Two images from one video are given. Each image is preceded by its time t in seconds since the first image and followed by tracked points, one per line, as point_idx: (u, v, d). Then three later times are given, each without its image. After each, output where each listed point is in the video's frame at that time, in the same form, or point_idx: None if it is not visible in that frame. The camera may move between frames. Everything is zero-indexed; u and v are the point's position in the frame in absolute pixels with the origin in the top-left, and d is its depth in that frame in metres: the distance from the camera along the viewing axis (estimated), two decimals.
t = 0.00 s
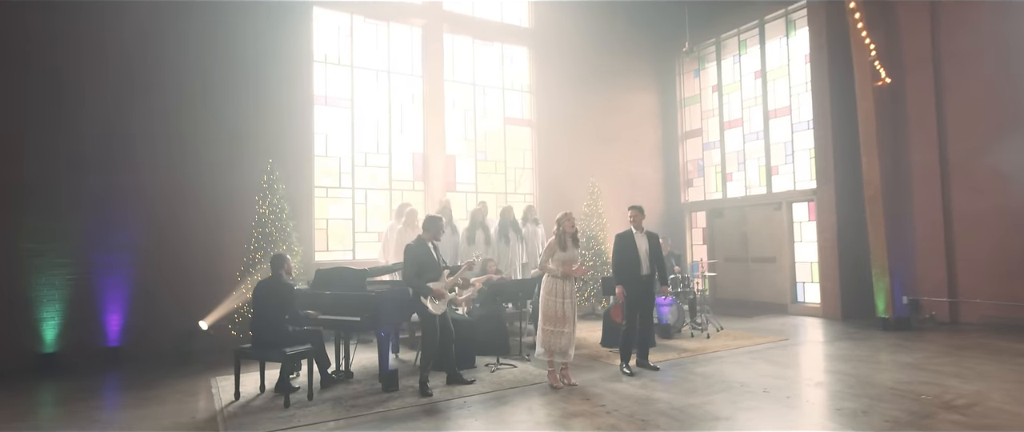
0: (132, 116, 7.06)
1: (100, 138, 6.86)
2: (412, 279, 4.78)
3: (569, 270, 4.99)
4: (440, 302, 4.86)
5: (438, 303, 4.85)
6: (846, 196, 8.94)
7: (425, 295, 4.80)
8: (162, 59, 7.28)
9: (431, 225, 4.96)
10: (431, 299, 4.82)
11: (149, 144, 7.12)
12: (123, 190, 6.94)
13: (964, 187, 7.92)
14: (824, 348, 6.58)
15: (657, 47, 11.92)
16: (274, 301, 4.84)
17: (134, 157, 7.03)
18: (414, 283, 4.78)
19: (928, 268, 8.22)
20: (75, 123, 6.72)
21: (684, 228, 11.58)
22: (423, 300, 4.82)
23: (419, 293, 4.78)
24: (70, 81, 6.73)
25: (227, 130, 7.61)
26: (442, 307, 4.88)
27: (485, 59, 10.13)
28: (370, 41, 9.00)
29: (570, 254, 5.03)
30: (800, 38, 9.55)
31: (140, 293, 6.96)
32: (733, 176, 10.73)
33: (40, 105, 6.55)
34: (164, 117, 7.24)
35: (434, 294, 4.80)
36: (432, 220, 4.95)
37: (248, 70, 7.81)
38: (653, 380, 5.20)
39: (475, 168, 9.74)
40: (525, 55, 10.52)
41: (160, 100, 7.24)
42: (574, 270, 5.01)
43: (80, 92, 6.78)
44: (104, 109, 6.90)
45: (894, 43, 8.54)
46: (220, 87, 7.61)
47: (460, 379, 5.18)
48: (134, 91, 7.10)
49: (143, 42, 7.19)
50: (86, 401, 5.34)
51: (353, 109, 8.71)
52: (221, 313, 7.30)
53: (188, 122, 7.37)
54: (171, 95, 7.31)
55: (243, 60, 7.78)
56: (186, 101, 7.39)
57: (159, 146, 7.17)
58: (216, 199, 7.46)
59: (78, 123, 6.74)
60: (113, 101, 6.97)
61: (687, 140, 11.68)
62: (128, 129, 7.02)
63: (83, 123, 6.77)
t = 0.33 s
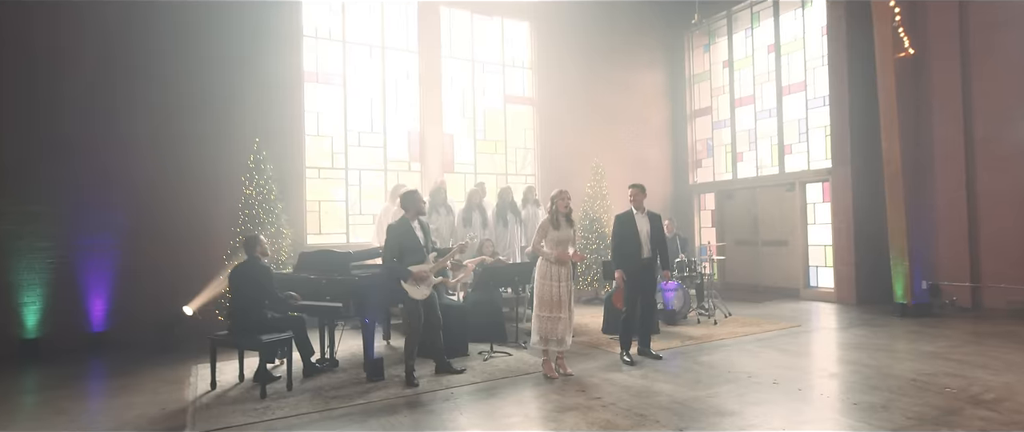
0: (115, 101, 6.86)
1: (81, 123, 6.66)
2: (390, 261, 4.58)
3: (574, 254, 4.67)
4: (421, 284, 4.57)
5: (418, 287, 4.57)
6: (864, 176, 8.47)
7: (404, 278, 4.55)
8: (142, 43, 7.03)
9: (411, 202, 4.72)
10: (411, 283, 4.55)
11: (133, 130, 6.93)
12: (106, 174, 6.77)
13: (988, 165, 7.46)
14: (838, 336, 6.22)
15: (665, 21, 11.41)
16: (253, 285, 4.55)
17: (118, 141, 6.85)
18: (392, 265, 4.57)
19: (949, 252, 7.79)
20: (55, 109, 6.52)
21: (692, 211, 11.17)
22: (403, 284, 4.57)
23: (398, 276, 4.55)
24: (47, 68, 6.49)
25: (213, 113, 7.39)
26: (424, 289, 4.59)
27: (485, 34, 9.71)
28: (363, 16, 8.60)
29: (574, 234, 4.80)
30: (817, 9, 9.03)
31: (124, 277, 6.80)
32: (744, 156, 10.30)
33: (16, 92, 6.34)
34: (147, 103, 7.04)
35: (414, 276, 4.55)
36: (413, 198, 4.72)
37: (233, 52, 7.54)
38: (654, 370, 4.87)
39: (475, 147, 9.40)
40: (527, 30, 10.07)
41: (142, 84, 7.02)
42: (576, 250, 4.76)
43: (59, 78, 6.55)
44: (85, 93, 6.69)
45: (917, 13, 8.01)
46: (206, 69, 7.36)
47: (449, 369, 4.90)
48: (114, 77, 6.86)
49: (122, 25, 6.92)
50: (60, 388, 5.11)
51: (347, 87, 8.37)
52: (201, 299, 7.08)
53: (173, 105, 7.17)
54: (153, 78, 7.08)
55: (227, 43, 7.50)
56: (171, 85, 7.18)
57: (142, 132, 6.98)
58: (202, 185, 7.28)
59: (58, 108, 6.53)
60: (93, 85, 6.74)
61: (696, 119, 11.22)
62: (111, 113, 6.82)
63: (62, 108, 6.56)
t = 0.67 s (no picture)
0: (93, 77, 6.65)
1: (57, 99, 6.45)
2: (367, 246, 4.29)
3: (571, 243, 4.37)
4: (400, 274, 4.31)
5: (399, 276, 4.32)
6: (881, 161, 8.02)
7: (381, 266, 4.29)
8: (123, 19, 6.80)
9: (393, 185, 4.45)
10: (389, 270, 4.29)
11: (113, 107, 6.73)
12: (85, 153, 6.56)
13: (1016, 149, 7.00)
14: (852, 331, 5.85)
15: None
16: (220, 274, 4.29)
17: (97, 118, 6.65)
18: (369, 251, 4.28)
19: (971, 242, 7.37)
20: (30, 83, 6.31)
21: (699, 198, 10.77)
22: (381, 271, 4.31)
23: (375, 262, 4.27)
24: (21, 42, 6.27)
25: (197, 91, 7.16)
26: (403, 279, 4.32)
27: (484, 11, 9.29)
28: None
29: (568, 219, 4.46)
30: None
31: (105, 261, 6.58)
32: (754, 141, 9.87)
33: None
34: (129, 81, 6.84)
35: (392, 264, 4.28)
36: (396, 182, 4.44)
37: (216, 27, 7.27)
38: (653, 368, 4.54)
39: (472, 131, 9.05)
40: (528, 8, 9.65)
41: (120, 61, 6.80)
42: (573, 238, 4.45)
43: (33, 52, 6.33)
44: (59, 68, 6.46)
45: None
46: (189, 46, 7.14)
47: (434, 364, 4.60)
48: (91, 52, 6.64)
49: None
50: (27, 379, 4.87)
51: (338, 67, 8.04)
52: (183, 286, 6.88)
53: (154, 82, 6.96)
54: (133, 55, 6.87)
55: (209, 19, 7.24)
56: (152, 63, 6.96)
57: (122, 109, 6.78)
58: (184, 168, 7.07)
59: (34, 82, 6.32)
60: (68, 60, 6.51)
61: (705, 102, 10.77)
62: (89, 89, 6.61)
63: (39, 83, 6.35)
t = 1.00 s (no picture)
0: (80, 59, 6.45)
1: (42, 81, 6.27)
2: (357, 235, 3.91)
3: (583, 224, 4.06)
4: (388, 265, 3.90)
5: (386, 267, 3.92)
6: (908, 150, 7.53)
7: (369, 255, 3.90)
8: None
9: (393, 171, 4.03)
10: (376, 261, 3.90)
11: (102, 90, 6.54)
12: (73, 138, 6.39)
13: None
14: (873, 331, 5.45)
15: None
16: (192, 264, 4.06)
17: (84, 103, 6.46)
18: (359, 241, 3.90)
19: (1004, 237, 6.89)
20: (16, 67, 6.15)
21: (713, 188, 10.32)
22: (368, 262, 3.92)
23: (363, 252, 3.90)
24: (7, 25, 6.11)
25: (188, 74, 6.93)
26: (391, 271, 3.92)
27: None
28: None
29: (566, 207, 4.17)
30: None
31: (94, 249, 6.41)
32: (772, 129, 9.41)
33: None
34: (116, 63, 6.62)
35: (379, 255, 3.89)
36: (395, 167, 4.02)
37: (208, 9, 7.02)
38: (656, 371, 4.20)
39: (476, 118, 8.72)
40: None
41: (108, 43, 6.58)
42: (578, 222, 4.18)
43: (19, 35, 6.16)
44: (46, 50, 6.28)
45: None
46: (180, 28, 6.89)
47: (420, 363, 4.31)
48: (79, 35, 6.43)
49: None
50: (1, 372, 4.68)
51: (336, 50, 7.75)
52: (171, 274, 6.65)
53: (144, 65, 6.74)
54: (122, 38, 6.65)
55: (202, 1, 6.99)
56: (142, 45, 6.73)
57: (111, 93, 6.58)
58: (176, 153, 6.84)
59: (19, 66, 6.16)
60: (55, 42, 6.32)
61: (721, 89, 10.30)
62: (76, 72, 6.42)
63: (25, 67, 6.18)
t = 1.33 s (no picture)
0: (75, 45, 6.29)
1: (36, 70, 6.12)
2: (351, 227, 3.54)
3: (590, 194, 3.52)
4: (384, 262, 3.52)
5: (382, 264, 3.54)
6: (942, 143, 7.02)
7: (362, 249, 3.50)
8: None
9: (392, 160, 3.65)
10: (369, 257, 3.52)
11: (97, 80, 6.38)
12: (67, 127, 6.25)
13: None
14: (903, 337, 5.03)
15: None
16: (169, 260, 3.82)
17: (77, 91, 6.30)
18: (352, 233, 3.51)
19: None
20: (10, 55, 6.01)
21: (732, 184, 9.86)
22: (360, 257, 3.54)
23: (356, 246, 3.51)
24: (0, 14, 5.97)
25: (184, 64, 6.73)
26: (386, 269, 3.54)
27: None
28: None
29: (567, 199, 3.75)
30: None
31: (87, 242, 6.26)
32: (794, 121, 8.93)
33: None
34: (112, 52, 6.45)
35: (374, 250, 3.50)
36: (390, 155, 3.65)
37: None
38: (662, 379, 3.86)
39: (482, 109, 8.41)
40: None
41: (102, 29, 6.41)
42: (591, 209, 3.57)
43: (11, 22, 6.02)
44: (41, 39, 6.14)
45: None
46: (176, 16, 6.69)
47: (409, 366, 4.03)
48: (73, 22, 6.27)
49: None
50: None
51: (338, 39, 7.51)
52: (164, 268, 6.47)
53: (138, 53, 6.54)
54: (117, 23, 6.47)
55: None
56: (136, 31, 6.54)
57: (107, 81, 6.42)
58: (171, 145, 6.67)
59: (12, 53, 6.02)
60: (49, 31, 6.17)
61: (740, 79, 9.83)
62: (71, 61, 6.27)
63: (18, 56, 6.04)
